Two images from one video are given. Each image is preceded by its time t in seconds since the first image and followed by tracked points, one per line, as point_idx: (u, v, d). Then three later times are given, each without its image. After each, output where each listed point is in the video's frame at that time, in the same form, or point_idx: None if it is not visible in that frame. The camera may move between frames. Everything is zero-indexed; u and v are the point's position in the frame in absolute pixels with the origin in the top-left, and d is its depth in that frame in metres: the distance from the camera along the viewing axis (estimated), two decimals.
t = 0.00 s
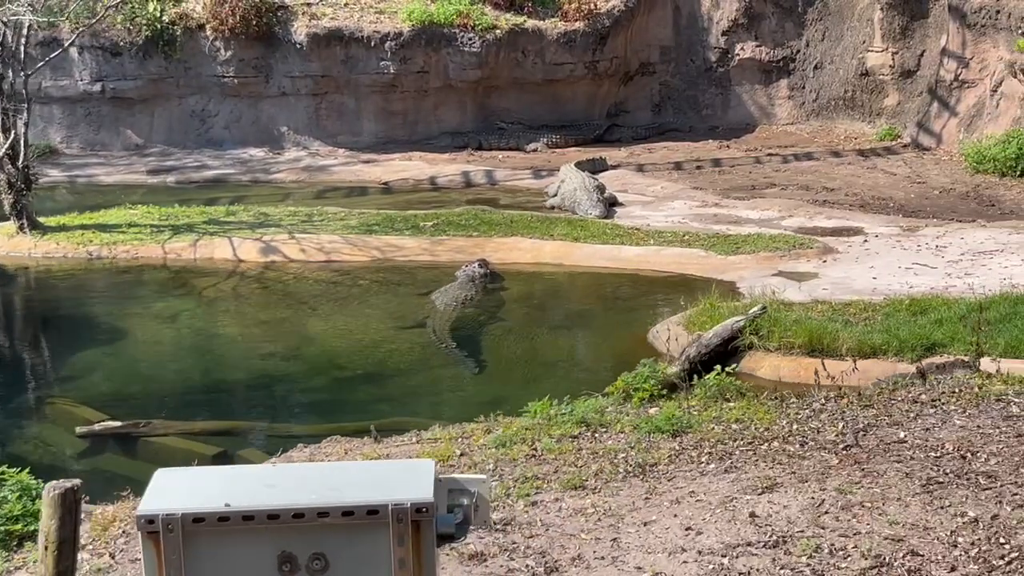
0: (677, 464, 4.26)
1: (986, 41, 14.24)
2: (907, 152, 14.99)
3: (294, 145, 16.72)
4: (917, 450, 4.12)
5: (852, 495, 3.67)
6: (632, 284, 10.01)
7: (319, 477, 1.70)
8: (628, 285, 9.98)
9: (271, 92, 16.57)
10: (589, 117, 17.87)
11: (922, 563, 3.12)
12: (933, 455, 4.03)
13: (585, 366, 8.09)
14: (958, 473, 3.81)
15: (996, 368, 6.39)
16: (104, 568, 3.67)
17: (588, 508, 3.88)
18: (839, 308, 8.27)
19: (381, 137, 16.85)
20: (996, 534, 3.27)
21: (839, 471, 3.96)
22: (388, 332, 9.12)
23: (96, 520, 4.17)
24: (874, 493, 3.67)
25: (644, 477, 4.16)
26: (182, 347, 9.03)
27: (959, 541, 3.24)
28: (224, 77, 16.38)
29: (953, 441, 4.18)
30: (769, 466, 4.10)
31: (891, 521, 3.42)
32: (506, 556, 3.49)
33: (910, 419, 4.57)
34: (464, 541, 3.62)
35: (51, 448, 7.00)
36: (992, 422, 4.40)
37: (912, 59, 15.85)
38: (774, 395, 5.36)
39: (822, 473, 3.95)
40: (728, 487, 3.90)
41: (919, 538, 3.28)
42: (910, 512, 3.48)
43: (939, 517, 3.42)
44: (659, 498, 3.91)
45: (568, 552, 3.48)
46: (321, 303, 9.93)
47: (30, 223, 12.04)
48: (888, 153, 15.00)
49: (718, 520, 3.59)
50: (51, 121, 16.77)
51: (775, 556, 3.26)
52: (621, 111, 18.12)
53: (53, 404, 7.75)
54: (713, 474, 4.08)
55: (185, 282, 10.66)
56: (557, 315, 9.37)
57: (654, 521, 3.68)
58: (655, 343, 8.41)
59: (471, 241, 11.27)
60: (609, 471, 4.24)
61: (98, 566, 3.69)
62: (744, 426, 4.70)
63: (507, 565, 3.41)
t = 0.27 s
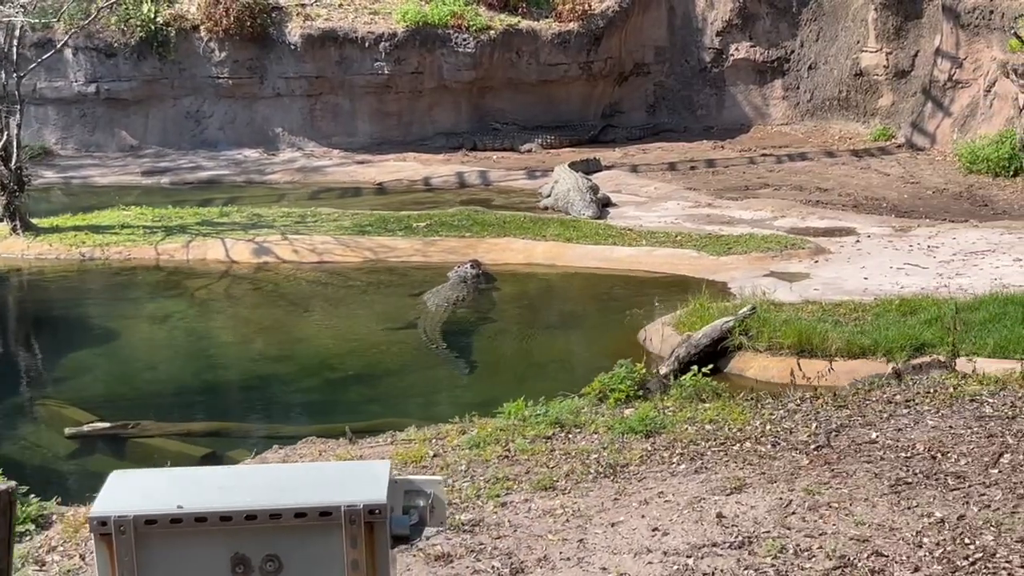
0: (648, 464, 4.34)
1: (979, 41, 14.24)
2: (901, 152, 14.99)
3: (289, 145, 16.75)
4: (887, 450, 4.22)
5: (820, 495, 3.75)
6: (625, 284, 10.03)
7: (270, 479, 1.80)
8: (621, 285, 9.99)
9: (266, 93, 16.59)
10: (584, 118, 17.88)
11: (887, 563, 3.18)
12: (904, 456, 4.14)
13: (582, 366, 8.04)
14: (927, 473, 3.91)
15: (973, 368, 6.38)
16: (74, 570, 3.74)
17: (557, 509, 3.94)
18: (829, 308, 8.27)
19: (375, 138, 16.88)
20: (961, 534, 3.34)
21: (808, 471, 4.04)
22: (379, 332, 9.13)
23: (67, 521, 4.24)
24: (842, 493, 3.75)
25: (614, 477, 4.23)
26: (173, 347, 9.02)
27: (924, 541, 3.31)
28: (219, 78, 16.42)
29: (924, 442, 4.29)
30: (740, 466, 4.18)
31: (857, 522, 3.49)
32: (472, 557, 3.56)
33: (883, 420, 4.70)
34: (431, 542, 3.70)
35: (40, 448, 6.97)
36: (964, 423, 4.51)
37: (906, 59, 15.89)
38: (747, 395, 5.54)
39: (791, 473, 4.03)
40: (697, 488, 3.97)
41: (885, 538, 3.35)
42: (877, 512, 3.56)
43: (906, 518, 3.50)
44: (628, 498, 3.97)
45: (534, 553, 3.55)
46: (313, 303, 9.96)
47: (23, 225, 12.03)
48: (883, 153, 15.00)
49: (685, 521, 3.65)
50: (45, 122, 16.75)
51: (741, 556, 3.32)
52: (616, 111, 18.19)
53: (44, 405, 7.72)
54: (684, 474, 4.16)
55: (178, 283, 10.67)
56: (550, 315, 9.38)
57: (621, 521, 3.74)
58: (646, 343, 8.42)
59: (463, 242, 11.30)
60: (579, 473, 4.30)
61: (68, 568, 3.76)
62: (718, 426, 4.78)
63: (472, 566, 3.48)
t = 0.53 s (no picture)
0: (631, 464, 4.35)
1: (976, 40, 14.26)
2: (898, 151, 14.99)
3: (286, 145, 16.76)
4: (869, 450, 4.23)
5: (800, 495, 3.76)
6: (620, 284, 10.03)
7: (243, 482, 1.87)
8: (617, 285, 9.99)
9: (263, 92, 16.60)
10: (582, 117, 17.86)
11: (865, 563, 3.21)
12: (886, 455, 4.15)
13: (578, 366, 8.03)
14: (908, 472, 3.93)
15: (960, 368, 6.38)
16: (56, 570, 3.75)
17: (538, 510, 3.94)
18: (824, 308, 8.26)
19: (373, 138, 16.88)
20: (940, 534, 3.37)
21: (790, 471, 4.05)
22: (373, 332, 9.14)
23: (51, 521, 4.26)
24: (823, 493, 3.76)
25: (598, 477, 4.24)
26: (169, 348, 9.02)
27: (903, 541, 3.33)
28: (216, 78, 16.43)
29: (906, 441, 4.30)
30: (722, 466, 4.19)
31: (837, 522, 3.50)
32: (453, 557, 3.57)
33: (866, 419, 4.71)
34: (412, 542, 3.71)
35: (33, 449, 6.96)
36: (947, 423, 4.53)
37: (903, 59, 15.97)
38: (735, 395, 5.56)
39: (773, 473, 4.03)
40: (679, 488, 3.97)
41: (863, 538, 3.37)
42: (857, 512, 3.57)
43: (885, 518, 3.51)
44: (610, 498, 3.98)
45: (514, 553, 3.56)
46: (308, 304, 9.96)
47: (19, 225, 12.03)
48: (880, 153, 15.00)
49: (665, 521, 3.66)
50: (43, 122, 16.75)
51: (720, 556, 3.34)
52: (613, 111, 18.17)
53: (38, 406, 7.72)
54: (666, 475, 4.16)
55: (174, 283, 10.67)
56: (544, 316, 9.37)
57: (602, 522, 3.75)
58: (640, 344, 8.41)
59: (459, 241, 11.32)
60: (562, 473, 4.31)
61: (50, 568, 3.77)
62: (703, 426, 4.80)
63: (452, 567, 3.49)
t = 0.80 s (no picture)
0: (626, 464, 4.35)
1: (976, 39, 14.28)
2: (898, 150, 14.99)
3: (286, 145, 16.76)
4: (863, 450, 4.23)
5: (793, 495, 3.75)
6: (619, 283, 10.03)
7: (232, 482, 1.88)
8: (616, 285, 9.98)
9: (262, 92, 16.61)
10: (581, 117, 17.87)
11: (856, 563, 3.21)
12: (879, 454, 4.15)
13: (576, 366, 8.03)
14: (901, 472, 3.93)
15: (958, 367, 6.38)
16: (50, 570, 3.75)
17: (531, 510, 3.94)
18: (822, 307, 8.26)
19: (372, 138, 16.89)
20: (932, 533, 3.37)
21: (783, 470, 4.05)
22: (371, 332, 9.14)
23: (44, 521, 4.26)
24: (815, 493, 3.76)
25: (593, 477, 4.24)
26: (168, 347, 9.02)
27: (895, 541, 3.34)
28: (216, 78, 16.43)
29: (899, 440, 4.31)
30: (715, 466, 4.19)
31: (829, 521, 3.50)
32: (445, 557, 3.58)
33: (860, 419, 4.71)
34: (405, 543, 3.71)
35: (31, 449, 6.96)
36: (941, 422, 4.53)
37: (902, 58, 15.97)
38: (730, 395, 5.55)
39: (765, 473, 4.03)
40: (672, 488, 3.97)
41: (855, 538, 3.37)
42: (849, 512, 3.57)
43: (878, 517, 3.51)
44: (603, 498, 3.98)
45: (507, 553, 3.57)
46: (307, 304, 9.96)
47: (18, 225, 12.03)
48: (880, 152, 14.99)
49: (658, 521, 3.66)
50: (42, 122, 16.75)
51: (711, 556, 3.34)
52: (613, 110, 18.18)
53: (37, 406, 7.71)
54: (659, 474, 4.16)
55: (173, 283, 10.67)
56: (543, 315, 9.37)
57: (595, 522, 3.75)
58: (638, 343, 8.40)
59: (458, 241, 11.32)
60: (556, 473, 4.31)
61: (43, 568, 3.78)
62: (698, 425, 4.80)
63: (444, 567, 3.50)
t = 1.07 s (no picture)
0: (629, 463, 4.35)
1: (977, 38, 14.29)
2: (900, 148, 14.97)
3: (288, 144, 16.76)
4: (866, 448, 4.23)
5: (796, 493, 3.76)
6: (621, 282, 10.03)
7: (235, 480, 1.88)
8: (618, 283, 9.98)
9: (264, 92, 16.61)
10: (583, 116, 17.88)
11: (859, 561, 3.21)
12: (882, 453, 4.15)
13: (578, 365, 8.02)
14: (904, 471, 3.92)
15: (960, 365, 6.37)
16: (52, 569, 3.75)
17: (534, 508, 3.94)
18: (825, 306, 8.25)
19: (374, 137, 16.90)
20: (935, 532, 3.37)
21: (786, 469, 4.05)
22: (373, 331, 9.14)
23: (47, 521, 4.27)
24: (818, 491, 3.76)
25: (596, 475, 4.24)
26: (170, 347, 9.02)
27: (898, 539, 3.33)
28: (217, 77, 16.43)
29: (903, 439, 4.30)
30: (718, 464, 4.19)
31: (832, 520, 3.50)
32: (448, 556, 3.58)
33: (863, 418, 4.70)
34: (408, 541, 3.71)
35: (34, 448, 6.95)
36: (944, 421, 4.53)
37: (904, 56, 15.97)
38: (732, 393, 5.54)
39: (768, 471, 4.03)
40: (675, 486, 3.97)
41: (859, 536, 3.37)
42: (852, 510, 3.57)
43: (881, 515, 3.51)
44: (606, 497, 3.98)
45: (510, 551, 3.57)
46: (309, 303, 9.97)
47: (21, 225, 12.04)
48: (882, 150, 14.97)
49: (661, 519, 3.66)
50: (44, 122, 16.76)
51: (714, 554, 3.34)
52: (614, 109, 18.19)
53: (40, 406, 7.71)
54: (661, 473, 4.17)
55: (175, 283, 10.67)
56: (545, 314, 9.37)
57: (598, 520, 3.75)
58: (640, 343, 8.39)
59: (460, 240, 11.32)
60: (558, 471, 4.31)
61: (46, 567, 3.78)
62: (701, 424, 4.80)
63: (447, 566, 3.50)
